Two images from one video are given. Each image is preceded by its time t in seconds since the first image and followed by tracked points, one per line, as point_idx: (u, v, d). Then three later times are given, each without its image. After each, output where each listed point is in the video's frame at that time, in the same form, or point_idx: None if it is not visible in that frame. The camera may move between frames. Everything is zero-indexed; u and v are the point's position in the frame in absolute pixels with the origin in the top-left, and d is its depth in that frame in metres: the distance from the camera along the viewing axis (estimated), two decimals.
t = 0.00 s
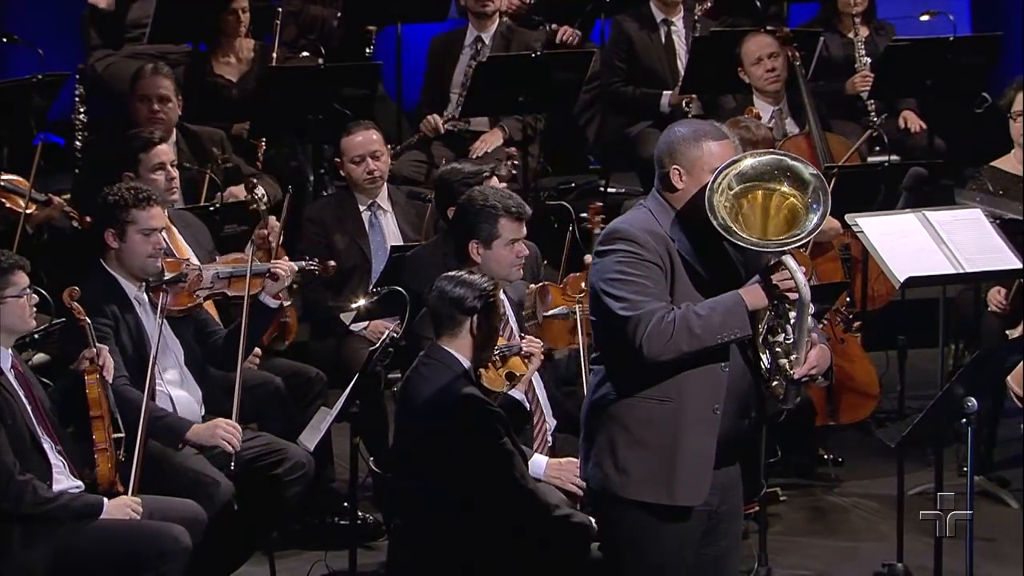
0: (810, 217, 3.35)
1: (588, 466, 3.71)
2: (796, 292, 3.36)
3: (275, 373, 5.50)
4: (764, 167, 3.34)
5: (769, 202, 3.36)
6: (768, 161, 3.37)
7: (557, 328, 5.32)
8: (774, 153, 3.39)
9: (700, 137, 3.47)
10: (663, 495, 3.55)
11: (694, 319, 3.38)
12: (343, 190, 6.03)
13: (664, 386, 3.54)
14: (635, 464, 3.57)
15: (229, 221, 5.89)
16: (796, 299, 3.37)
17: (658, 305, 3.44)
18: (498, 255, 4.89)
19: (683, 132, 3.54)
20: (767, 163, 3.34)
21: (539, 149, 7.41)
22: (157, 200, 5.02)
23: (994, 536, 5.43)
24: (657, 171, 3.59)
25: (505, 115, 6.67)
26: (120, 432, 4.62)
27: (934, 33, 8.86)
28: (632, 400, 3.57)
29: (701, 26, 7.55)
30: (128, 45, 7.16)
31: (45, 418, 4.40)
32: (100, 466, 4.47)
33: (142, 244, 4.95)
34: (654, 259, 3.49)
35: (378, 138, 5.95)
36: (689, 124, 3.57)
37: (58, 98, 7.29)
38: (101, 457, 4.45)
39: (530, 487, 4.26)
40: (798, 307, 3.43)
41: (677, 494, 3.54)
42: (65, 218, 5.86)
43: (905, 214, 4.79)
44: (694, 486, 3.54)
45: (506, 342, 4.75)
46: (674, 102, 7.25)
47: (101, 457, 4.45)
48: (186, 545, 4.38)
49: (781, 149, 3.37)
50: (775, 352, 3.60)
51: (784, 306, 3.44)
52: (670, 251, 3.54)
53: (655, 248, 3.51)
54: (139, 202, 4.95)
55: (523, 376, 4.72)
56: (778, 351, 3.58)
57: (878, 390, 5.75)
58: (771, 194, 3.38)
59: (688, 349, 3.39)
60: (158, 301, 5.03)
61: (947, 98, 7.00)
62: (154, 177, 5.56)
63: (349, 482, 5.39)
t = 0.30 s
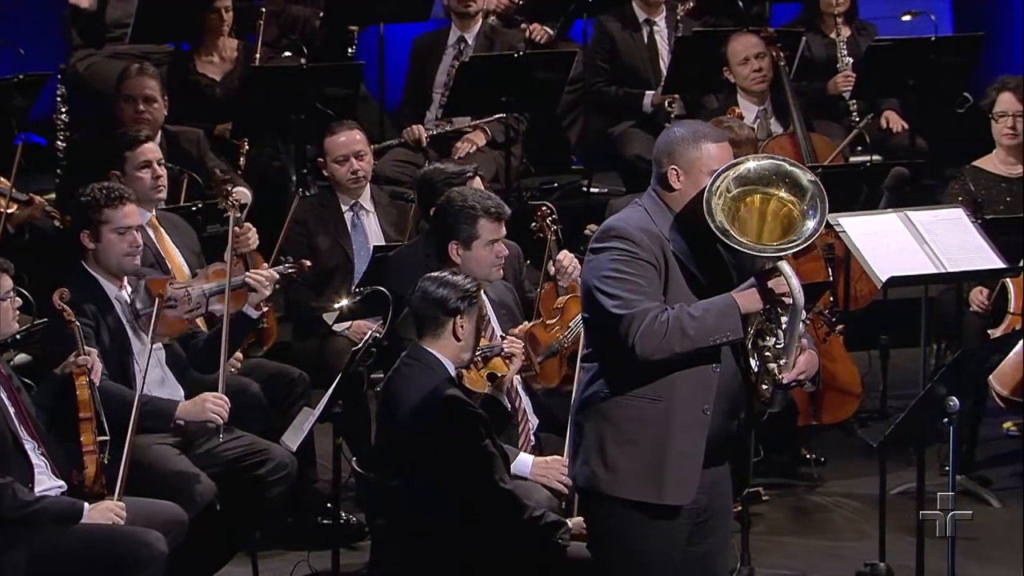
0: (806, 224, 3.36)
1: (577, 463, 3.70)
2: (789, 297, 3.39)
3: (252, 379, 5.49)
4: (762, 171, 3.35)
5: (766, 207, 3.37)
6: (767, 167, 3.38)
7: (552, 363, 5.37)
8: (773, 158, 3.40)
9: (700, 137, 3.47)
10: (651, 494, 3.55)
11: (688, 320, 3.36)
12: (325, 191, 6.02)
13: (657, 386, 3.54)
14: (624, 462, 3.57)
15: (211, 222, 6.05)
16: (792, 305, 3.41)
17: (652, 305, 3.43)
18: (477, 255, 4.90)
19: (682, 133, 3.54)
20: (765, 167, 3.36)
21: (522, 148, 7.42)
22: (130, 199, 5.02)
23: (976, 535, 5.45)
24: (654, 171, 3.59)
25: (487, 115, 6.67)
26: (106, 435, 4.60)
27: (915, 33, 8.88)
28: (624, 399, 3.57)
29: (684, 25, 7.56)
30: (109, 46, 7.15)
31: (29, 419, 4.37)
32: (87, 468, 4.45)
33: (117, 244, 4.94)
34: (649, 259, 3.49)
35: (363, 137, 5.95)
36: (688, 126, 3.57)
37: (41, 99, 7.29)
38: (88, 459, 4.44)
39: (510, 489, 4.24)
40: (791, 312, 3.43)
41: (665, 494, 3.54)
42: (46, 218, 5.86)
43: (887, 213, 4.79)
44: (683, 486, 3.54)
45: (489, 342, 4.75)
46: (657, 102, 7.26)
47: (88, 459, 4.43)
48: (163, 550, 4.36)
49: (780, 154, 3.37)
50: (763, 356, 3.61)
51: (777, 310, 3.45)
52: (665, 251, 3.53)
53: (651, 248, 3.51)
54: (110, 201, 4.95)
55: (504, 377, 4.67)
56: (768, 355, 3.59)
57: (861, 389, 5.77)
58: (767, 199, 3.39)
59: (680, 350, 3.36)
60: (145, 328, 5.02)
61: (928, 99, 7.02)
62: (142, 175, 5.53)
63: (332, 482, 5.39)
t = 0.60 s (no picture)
0: (803, 231, 3.38)
1: (564, 460, 3.69)
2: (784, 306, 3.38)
3: (230, 385, 5.50)
4: (763, 178, 3.38)
5: (763, 214, 3.40)
6: (767, 174, 3.41)
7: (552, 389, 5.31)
8: (772, 165, 3.43)
9: (699, 140, 3.47)
10: (639, 493, 3.55)
11: (682, 323, 3.37)
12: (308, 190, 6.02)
13: (648, 386, 3.54)
14: (612, 461, 3.57)
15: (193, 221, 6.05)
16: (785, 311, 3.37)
17: (647, 306, 3.43)
18: (459, 256, 4.90)
19: (682, 135, 3.54)
20: (766, 173, 3.39)
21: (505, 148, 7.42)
22: (109, 197, 5.05)
23: (959, 533, 5.47)
24: (652, 172, 3.59)
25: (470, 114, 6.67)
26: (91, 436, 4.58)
27: (899, 33, 8.90)
28: (615, 398, 3.56)
29: (667, 25, 7.56)
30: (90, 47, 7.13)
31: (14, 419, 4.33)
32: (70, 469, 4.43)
33: (97, 241, 4.94)
34: (645, 260, 3.49)
35: (346, 136, 5.94)
36: (687, 128, 3.57)
37: (23, 99, 7.27)
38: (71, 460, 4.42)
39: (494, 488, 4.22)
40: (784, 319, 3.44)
41: (653, 494, 3.54)
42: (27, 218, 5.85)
43: (870, 213, 4.78)
44: (671, 486, 3.54)
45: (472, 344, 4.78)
46: (640, 102, 7.27)
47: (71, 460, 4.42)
48: (144, 551, 4.35)
49: (780, 162, 3.41)
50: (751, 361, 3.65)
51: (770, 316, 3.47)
52: (660, 252, 3.53)
53: (646, 249, 3.51)
54: (89, 199, 4.96)
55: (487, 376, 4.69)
56: (756, 359, 3.63)
57: (844, 388, 5.79)
58: (765, 205, 3.41)
59: (673, 352, 3.38)
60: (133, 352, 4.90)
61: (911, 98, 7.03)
62: (126, 175, 5.53)
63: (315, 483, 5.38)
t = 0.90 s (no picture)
0: (795, 238, 3.41)
1: (551, 460, 3.66)
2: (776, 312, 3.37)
3: (210, 391, 5.48)
4: (758, 182, 3.40)
5: (756, 219, 3.41)
6: (762, 179, 3.43)
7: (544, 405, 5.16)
8: (767, 170, 3.45)
9: (694, 141, 3.45)
10: (626, 495, 3.52)
11: (673, 326, 3.36)
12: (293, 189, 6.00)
13: (638, 387, 3.52)
14: (601, 462, 3.54)
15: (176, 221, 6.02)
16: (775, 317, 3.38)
17: (638, 308, 3.41)
18: (444, 257, 4.87)
19: (677, 136, 3.51)
20: (761, 178, 3.41)
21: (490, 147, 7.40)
22: (90, 194, 5.01)
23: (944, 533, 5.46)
24: (648, 172, 3.56)
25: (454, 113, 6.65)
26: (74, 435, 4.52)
27: (885, 31, 8.89)
28: (604, 399, 3.54)
29: (653, 23, 7.54)
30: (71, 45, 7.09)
31: None
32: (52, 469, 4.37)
33: (80, 240, 4.91)
34: (637, 261, 3.47)
35: (333, 134, 5.93)
36: (682, 128, 3.54)
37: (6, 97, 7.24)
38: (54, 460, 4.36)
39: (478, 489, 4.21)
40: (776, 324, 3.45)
41: (641, 495, 3.52)
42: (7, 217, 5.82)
43: (856, 212, 4.77)
44: (659, 488, 3.52)
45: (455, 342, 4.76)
46: (626, 101, 7.25)
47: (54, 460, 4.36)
48: (126, 553, 4.33)
49: (776, 168, 3.42)
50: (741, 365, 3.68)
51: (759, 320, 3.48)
52: (653, 252, 3.51)
53: (639, 250, 3.48)
54: (70, 197, 4.92)
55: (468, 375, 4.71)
56: (745, 364, 3.66)
57: (828, 388, 5.78)
58: (758, 211, 3.42)
59: (663, 355, 3.36)
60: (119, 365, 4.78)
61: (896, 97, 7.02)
62: (104, 174, 5.51)
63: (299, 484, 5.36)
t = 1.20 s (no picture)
0: (786, 241, 3.36)
1: (539, 461, 3.61)
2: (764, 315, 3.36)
3: (193, 391, 5.42)
4: (748, 184, 3.36)
5: (747, 221, 3.36)
6: (753, 181, 3.38)
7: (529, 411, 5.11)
8: (759, 172, 3.40)
9: (685, 142, 3.39)
10: (614, 497, 3.47)
11: (660, 330, 3.31)
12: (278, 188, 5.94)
13: (626, 389, 3.47)
14: (588, 464, 3.49)
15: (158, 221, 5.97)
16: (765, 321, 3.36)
17: (626, 311, 3.36)
18: (430, 257, 4.81)
19: (668, 136, 3.45)
20: (751, 180, 3.38)
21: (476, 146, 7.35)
22: (71, 194, 4.95)
23: (933, 534, 5.42)
24: (638, 173, 3.51)
25: (440, 111, 6.60)
26: (57, 437, 4.47)
27: (874, 29, 8.85)
28: (592, 400, 3.49)
29: (640, 20, 7.49)
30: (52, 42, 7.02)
31: None
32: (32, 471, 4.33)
33: (63, 240, 4.85)
34: (625, 263, 3.41)
35: (320, 133, 5.88)
36: (674, 128, 3.49)
37: None
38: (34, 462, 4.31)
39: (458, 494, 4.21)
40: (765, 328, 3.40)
41: (629, 498, 3.47)
42: None
43: (845, 211, 4.72)
44: (647, 491, 3.47)
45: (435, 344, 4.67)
46: (613, 98, 7.21)
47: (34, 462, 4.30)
48: (107, 556, 4.28)
49: (768, 170, 3.37)
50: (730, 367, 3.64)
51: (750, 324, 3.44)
52: (643, 254, 3.45)
53: (628, 251, 3.42)
54: (51, 197, 4.86)
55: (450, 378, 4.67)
56: (735, 366, 3.62)
57: (819, 388, 5.73)
58: (749, 213, 3.37)
59: (650, 359, 3.31)
60: (84, 374, 4.71)
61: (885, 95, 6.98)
62: (86, 174, 5.46)
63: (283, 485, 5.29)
